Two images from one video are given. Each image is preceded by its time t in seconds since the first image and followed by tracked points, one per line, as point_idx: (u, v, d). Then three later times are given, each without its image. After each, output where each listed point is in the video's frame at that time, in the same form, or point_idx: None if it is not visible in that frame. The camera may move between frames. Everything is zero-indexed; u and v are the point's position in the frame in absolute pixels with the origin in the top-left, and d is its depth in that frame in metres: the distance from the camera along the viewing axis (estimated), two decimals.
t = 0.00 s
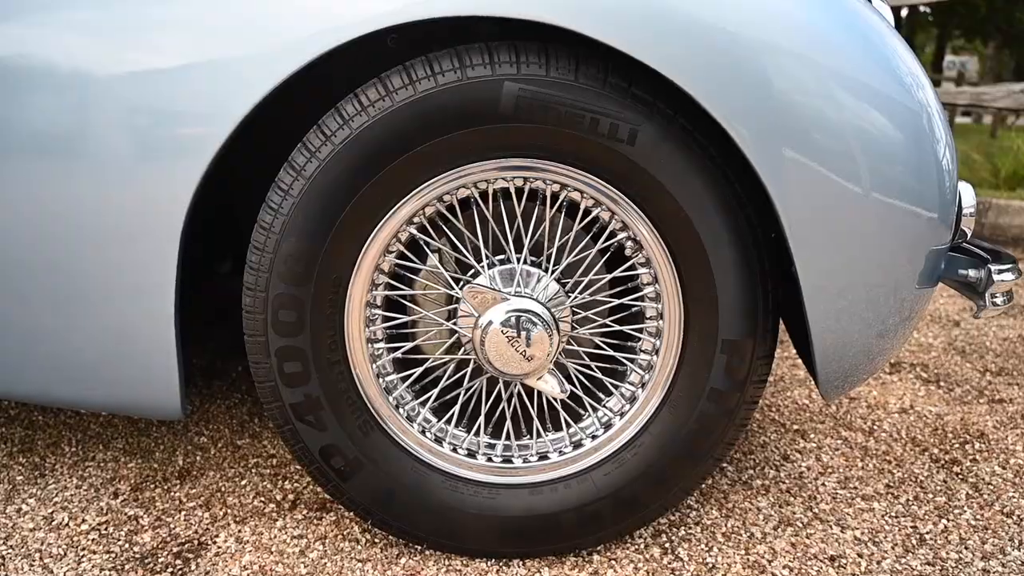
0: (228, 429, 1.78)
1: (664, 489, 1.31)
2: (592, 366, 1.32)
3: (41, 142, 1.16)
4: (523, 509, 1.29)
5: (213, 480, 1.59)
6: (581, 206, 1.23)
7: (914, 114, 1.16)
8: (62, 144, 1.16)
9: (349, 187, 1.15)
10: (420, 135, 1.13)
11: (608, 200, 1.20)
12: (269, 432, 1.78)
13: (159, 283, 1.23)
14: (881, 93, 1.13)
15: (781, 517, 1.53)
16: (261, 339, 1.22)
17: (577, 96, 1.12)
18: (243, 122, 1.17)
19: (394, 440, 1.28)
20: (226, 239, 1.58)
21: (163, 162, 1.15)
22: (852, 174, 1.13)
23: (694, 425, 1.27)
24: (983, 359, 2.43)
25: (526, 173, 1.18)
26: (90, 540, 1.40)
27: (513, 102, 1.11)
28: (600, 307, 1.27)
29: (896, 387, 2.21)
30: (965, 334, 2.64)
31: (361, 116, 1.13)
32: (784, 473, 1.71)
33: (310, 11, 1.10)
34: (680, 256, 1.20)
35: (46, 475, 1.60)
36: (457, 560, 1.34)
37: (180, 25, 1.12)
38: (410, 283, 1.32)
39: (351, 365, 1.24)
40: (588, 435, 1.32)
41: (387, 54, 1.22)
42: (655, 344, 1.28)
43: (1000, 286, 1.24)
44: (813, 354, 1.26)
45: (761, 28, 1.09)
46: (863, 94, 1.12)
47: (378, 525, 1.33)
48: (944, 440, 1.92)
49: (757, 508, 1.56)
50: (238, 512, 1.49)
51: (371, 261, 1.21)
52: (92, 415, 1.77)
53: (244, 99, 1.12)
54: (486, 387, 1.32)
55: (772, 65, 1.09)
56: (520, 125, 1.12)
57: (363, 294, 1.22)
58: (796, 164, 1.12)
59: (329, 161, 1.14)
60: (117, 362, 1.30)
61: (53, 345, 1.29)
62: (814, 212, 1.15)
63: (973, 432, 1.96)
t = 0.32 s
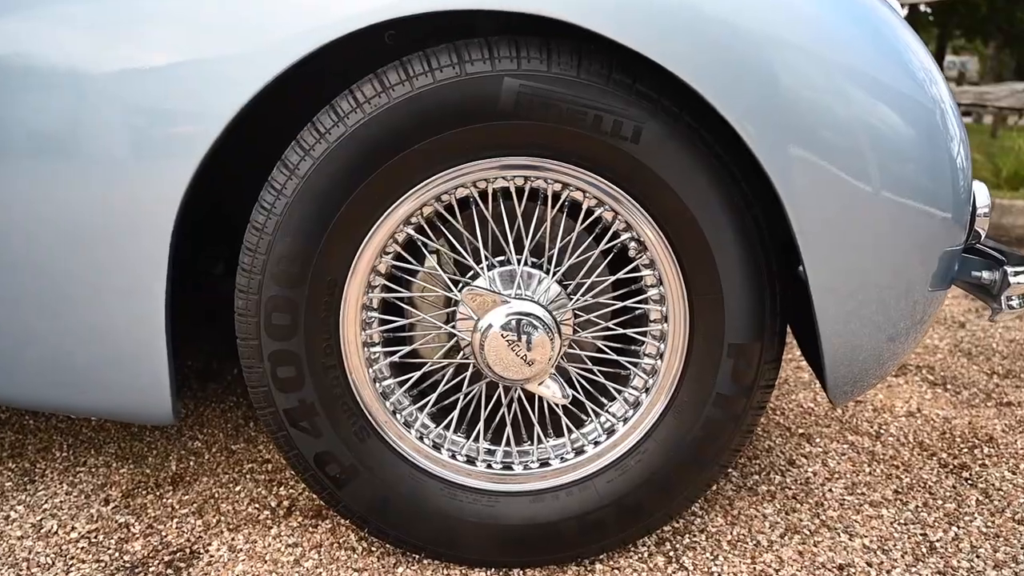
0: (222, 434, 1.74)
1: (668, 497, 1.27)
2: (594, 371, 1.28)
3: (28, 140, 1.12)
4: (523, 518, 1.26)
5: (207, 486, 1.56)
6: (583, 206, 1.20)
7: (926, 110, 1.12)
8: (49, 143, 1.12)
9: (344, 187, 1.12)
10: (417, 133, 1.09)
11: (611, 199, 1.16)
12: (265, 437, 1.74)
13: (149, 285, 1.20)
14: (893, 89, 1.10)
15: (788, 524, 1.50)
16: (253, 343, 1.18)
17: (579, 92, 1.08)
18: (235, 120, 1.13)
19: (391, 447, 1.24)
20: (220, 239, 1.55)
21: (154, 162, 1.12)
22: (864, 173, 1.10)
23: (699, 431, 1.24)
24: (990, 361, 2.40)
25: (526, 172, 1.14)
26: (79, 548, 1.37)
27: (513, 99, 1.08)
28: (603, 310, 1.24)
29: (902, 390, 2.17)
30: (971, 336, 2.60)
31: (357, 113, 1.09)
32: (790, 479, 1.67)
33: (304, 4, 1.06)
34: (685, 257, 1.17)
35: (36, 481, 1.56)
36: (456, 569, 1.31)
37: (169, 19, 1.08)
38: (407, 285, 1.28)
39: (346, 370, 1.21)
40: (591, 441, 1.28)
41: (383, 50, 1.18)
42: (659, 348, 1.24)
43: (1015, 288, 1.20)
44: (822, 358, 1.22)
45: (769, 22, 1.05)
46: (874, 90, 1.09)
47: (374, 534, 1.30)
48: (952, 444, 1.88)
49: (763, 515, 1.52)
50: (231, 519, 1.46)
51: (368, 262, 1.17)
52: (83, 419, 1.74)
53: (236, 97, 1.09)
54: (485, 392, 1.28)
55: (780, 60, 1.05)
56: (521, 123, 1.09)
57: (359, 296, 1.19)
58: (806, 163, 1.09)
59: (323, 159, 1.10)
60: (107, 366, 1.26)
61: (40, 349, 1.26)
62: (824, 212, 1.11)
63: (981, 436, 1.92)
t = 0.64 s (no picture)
0: (218, 436, 1.70)
1: (676, 503, 1.24)
2: (599, 373, 1.25)
3: (14, 135, 1.08)
4: (526, 524, 1.22)
5: (201, 490, 1.52)
6: (588, 203, 1.16)
7: (943, 103, 1.08)
8: (34, 137, 1.08)
9: (341, 183, 1.08)
10: (417, 128, 1.05)
11: (617, 196, 1.12)
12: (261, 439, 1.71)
13: (140, 286, 1.16)
14: (909, 81, 1.06)
15: (797, 530, 1.46)
16: (247, 344, 1.14)
17: (585, 85, 1.04)
18: (228, 113, 1.09)
19: (390, 451, 1.21)
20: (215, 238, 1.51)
21: (144, 159, 1.08)
22: (880, 169, 1.06)
23: (708, 436, 1.20)
24: (998, 362, 2.36)
25: (530, 167, 1.10)
26: (69, 555, 1.33)
27: (516, 92, 1.04)
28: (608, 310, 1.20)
29: (910, 391, 2.13)
30: (979, 336, 2.56)
31: (354, 106, 1.05)
32: (799, 483, 1.64)
33: None
34: (694, 255, 1.13)
35: (26, 485, 1.52)
36: None
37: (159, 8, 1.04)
38: (406, 285, 1.24)
39: (343, 372, 1.17)
40: (595, 445, 1.24)
41: (381, 43, 1.14)
42: (666, 349, 1.20)
43: None
44: (834, 360, 1.19)
45: (782, 11, 1.01)
46: (890, 82, 1.05)
47: (372, 540, 1.26)
48: (963, 447, 1.84)
49: (772, 521, 1.49)
50: (226, 524, 1.42)
51: (365, 261, 1.14)
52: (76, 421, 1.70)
53: (229, 91, 1.05)
54: (487, 395, 1.24)
55: (793, 52, 1.02)
56: (524, 117, 1.05)
57: (356, 296, 1.15)
58: (820, 158, 1.05)
59: (319, 154, 1.07)
60: (98, 368, 1.22)
61: (27, 351, 1.22)
62: (839, 209, 1.07)
63: (992, 439, 1.88)
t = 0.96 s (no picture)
0: (212, 441, 1.66)
1: (684, 512, 1.20)
2: (604, 377, 1.20)
3: None
4: (529, 534, 1.18)
5: (194, 498, 1.48)
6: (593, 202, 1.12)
7: (963, 98, 1.04)
8: (17, 133, 1.03)
9: (336, 180, 1.03)
10: (415, 125, 1.01)
11: (623, 194, 1.08)
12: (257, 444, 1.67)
13: (128, 289, 1.12)
14: (928, 75, 1.02)
15: (807, 539, 1.43)
16: (239, 349, 1.10)
17: (590, 79, 1.00)
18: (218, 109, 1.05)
19: (387, 459, 1.16)
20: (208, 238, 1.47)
21: (130, 158, 1.03)
22: (897, 166, 1.01)
23: (717, 443, 1.16)
24: (1008, 364, 2.31)
25: (533, 165, 1.06)
26: (56, 566, 1.30)
27: (519, 86, 1.00)
28: (613, 313, 1.16)
29: (920, 394, 2.09)
30: (987, 338, 2.51)
31: (350, 100, 1.01)
32: (808, 489, 1.59)
33: None
34: (703, 256, 1.09)
35: (14, 492, 1.48)
36: None
37: None
38: (404, 286, 1.20)
39: (339, 377, 1.13)
40: (600, 452, 1.20)
41: (378, 35, 1.10)
42: (674, 353, 1.16)
43: None
44: (848, 365, 1.14)
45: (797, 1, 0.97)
46: (908, 76, 1.01)
47: (369, 551, 1.22)
48: (975, 452, 1.80)
49: (781, 529, 1.45)
50: (219, 533, 1.38)
51: (362, 262, 1.09)
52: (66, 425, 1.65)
53: (218, 87, 1.00)
54: (487, 401, 1.20)
55: (809, 44, 0.97)
56: (527, 112, 1.01)
57: (353, 298, 1.11)
58: (835, 155, 1.01)
59: (314, 150, 1.02)
60: (86, 373, 1.18)
61: (11, 355, 1.18)
62: (855, 207, 1.03)
63: (1005, 444, 1.84)
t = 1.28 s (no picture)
0: (206, 447, 1.62)
1: (692, 524, 1.16)
2: (609, 384, 1.16)
3: None
4: (532, 547, 1.14)
5: (187, 506, 1.44)
6: (598, 202, 1.08)
7: (985, 93, 1.00)
8: None
9: (331, 180, 0.99)
10: (413, 122, 0.97)
11: (630, 194, 1.04)
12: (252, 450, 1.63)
13: (116, 294, 1.08)
14: (948, 70, 0.97)
15: (819, 549, 1.39)
16: (231, 355, 1.05)
17: (596, 74, 0.96)
18: (208, 106, 1.01)
19: (385, 469, 1.12)
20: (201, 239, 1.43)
21: (116, 157, 0.99)
22: (916, 164, 0.97)
23: (727, 453, 1.12)
24: (1019, 367, 2.27)
25: (536, 164, 1.02)
26: None
27: (521, 82, 0.96)
28: (619, 317, 1.11)
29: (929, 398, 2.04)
30: (996, 340, 2.46)
31: (345, 97, 0.97)
32: (817, 497, 1.55)
33: None
34: (714, 258, 1.05)
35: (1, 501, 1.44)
36: None
37: None
38: (402, 290, 1.16)
39: (334, 384, 1.08)
40: (606, 461, 1.16)
41: (373, 29, 1.05)
42: (682, 359, 1.12)
43: None
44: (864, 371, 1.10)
45: None
46: (928, 71, 0.96)
47: (366, 564, 1.18)
48: (988, 458, 1.76)
49: (791, 539, 1.41)
50: (212, 544, 1.34)
51: (359, 264, 1.05)
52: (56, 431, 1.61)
53: (208, 84, 0.96)
54: (488, 408, 1.16)
55: (826, 37, 0.93)
56: (530, 109, 0.97)
57: (348, 302, 1.07)
58: (852, 153, 0.96)
59: (308, 149, 0.98)
60: (72, 380, 1.14)
61: None
62: (872, 207, 0.99)
63: (1018, 449, 1.80)
